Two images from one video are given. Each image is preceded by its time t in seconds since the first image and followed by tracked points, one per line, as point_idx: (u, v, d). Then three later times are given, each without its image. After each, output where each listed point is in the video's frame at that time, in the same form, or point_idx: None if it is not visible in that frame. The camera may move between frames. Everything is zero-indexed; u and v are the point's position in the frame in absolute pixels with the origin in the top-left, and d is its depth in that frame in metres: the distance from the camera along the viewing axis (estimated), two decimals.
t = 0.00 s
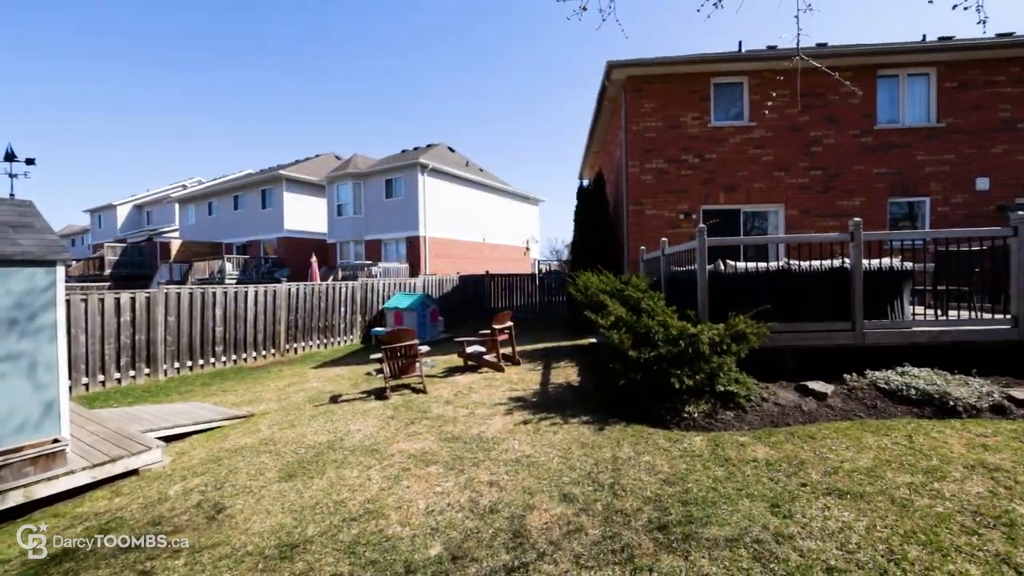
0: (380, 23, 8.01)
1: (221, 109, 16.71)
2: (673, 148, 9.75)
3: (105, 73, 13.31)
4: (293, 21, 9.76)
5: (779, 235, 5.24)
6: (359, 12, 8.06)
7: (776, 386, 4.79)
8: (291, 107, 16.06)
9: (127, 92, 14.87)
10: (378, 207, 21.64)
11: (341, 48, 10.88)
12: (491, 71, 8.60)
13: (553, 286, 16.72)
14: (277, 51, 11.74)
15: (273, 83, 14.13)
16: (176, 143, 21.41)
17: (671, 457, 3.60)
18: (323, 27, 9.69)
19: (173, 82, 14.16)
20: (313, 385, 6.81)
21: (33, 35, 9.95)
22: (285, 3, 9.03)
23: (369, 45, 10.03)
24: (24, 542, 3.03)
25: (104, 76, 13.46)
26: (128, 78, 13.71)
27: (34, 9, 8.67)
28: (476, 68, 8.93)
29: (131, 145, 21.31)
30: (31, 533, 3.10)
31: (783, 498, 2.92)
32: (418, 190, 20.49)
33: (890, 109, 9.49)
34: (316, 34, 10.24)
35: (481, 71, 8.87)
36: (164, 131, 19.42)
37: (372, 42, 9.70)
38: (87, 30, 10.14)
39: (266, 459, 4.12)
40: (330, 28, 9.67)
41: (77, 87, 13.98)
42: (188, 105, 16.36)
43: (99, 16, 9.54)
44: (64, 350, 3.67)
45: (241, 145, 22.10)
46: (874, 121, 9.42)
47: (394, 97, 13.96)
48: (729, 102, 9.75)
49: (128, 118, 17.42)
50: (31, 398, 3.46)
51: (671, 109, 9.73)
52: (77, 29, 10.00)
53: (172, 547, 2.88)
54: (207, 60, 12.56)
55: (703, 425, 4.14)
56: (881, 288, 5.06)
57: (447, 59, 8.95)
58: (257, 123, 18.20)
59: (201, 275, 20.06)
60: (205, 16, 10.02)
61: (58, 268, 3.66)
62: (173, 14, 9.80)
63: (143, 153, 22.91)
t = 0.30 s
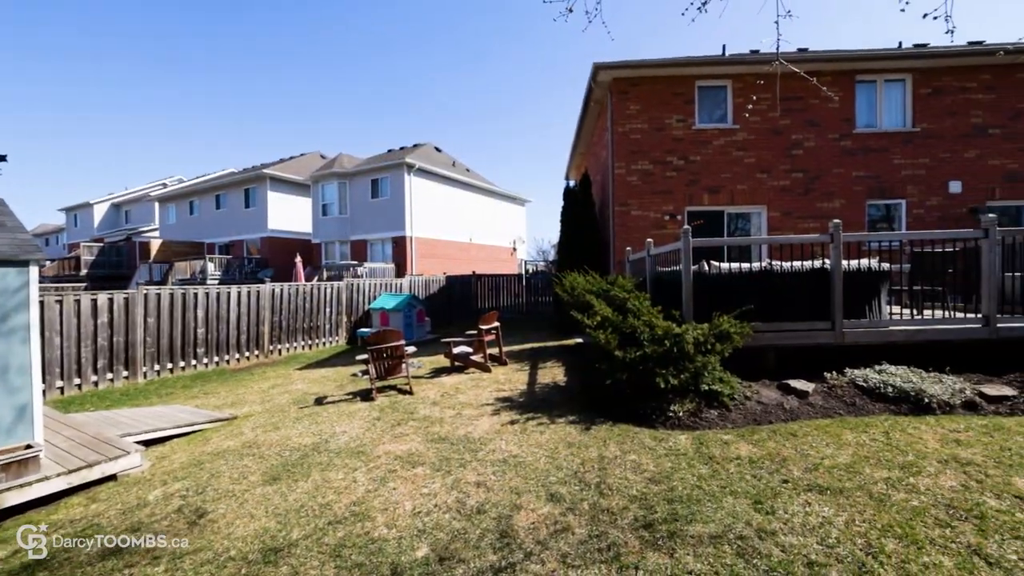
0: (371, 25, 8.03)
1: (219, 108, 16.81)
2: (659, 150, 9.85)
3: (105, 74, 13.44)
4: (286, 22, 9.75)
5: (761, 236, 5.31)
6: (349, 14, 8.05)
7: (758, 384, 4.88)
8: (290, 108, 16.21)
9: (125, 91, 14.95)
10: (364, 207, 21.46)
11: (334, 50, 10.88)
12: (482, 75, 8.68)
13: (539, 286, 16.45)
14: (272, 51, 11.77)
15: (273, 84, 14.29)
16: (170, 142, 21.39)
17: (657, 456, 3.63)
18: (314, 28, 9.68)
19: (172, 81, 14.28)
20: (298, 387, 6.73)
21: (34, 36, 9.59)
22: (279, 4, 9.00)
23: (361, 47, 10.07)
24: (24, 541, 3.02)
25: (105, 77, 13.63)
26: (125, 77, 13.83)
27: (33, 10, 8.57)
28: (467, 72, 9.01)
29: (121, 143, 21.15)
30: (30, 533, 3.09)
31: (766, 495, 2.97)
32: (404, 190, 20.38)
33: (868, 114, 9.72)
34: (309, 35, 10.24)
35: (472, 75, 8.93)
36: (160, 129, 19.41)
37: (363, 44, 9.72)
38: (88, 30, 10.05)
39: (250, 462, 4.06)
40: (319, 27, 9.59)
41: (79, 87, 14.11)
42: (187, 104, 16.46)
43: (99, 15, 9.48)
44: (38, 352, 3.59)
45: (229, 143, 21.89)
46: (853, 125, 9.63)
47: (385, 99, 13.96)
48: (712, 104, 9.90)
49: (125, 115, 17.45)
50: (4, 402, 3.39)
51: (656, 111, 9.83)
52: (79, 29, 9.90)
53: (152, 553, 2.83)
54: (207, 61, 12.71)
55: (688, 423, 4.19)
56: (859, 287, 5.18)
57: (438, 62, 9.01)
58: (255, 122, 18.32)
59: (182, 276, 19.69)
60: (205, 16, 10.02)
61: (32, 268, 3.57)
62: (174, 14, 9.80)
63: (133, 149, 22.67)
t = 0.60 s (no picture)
0: (360, 27, 8.07)
1: (216, 103, 16.90)
2: (644, 151, 9.93)
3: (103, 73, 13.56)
4: (276, 24, 9.85)
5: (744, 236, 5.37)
6: (337, 14, 8.09)
7: (741, 383, 4.95)
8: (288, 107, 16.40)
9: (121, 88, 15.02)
10: (349, 206, 21.25)
11: (326, 52, 11.00)
12: (470, 78, 8.74)
13: (527, 286, 16.41)
14: (265, 51, 11.85)
15: (272, 85, 14.51)
16: (168, 137, 21.45)
17: (642, 454, 3.67)
18: (305, 30, 9.78)
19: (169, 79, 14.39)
20: (282, 389, 6.64)
21: (33, 35, 9.76)
22: (270, 7, 9.06)
23: (353, 49, 10.18)
24: (23, 542, 3.02)
25: (104, 76, 13.73)
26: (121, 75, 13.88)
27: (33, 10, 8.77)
28: (455, 76, 9.07)
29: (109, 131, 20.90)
30: (31, 532, 3.09)
31: (749, 491, 3.02)
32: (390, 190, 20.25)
33: (846, 118, 9.93)
34: (299, 36, 10.30)
35: (460, 78, 8.99)
36: (156, 124, 19.45)
37: (354, 45, 9.80)
38: (88, 30, 10.29)
39: (232, 465, 4.00)
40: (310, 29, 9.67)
41: (76, 85, 14.18)
42: (184, 100, 16.55)
43: (100, 16, 9.79)
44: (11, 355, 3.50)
45: (224, 141, 21.98)
46: (832, 129, 9.83)
47: (375, 100, 13.99)
48: (697, 107, 10.05)
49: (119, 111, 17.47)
50: None
51: (641, 113, 9.92)
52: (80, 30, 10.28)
53: (130, 560, 2.78)
54: (208, 61, 12.90)
55: (674, 422, 4.24)
56: (838, 287, 5.29)
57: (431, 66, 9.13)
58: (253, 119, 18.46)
59: (162, 276, 19.33)
60: (201, 16, 10.11)
61: (4, 269, 3.48)
62: (174, 14, 9.96)
63: (131, 143, 22.74)
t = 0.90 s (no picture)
0: (350, 27, 8.11)
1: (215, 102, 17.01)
2: (630, 152, 10.00)
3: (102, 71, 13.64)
4: (266, 26, 9.92)
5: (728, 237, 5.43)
6: (326, 13, 8.09)
7: (726, 382, 5.01)
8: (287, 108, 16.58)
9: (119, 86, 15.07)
10: (334, 206, 21.04)
11: (322, 55, 11.06)
12: (460, 80, 8.81)
13: (513, 286, 16.21)
14: (258, 52, 11.88)
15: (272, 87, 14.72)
16: (165, 135, 21.56)
17: (628, 453, 3.69)
18: (297, 31, 9.77)
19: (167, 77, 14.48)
20: (266, 390, 6.55)
21: (33, 36, 9.95)
22: (260, 8, 9.07)
23: (347, 51, 10.29)
24: (25, 542, 3.01)
25: (104, 75, 14.04)
26: (114, 73, 13.92)
27: (33, 10, 8.89)
28: (445, 78, 9.13)
29: (97, 126, 20.70)
30: (31, 533, 3.07)
31: (732, 488, 3.06)
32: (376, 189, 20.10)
33: (827, 121, 10.13)
34: (289, 37, 10.30)
35: (448, 79, 9.04)
36: (155, 121, 19.55)
37: (344, 46, 9.84)
38: (88, 30, 10.44)
39: (214, 469, 3.93)
40: (301, 31, 9.70)
41: (72, 80, 14.20)
42: (181, 98, 16.63)
43: (100, 16, 9.88)
44: None
45: (209, 138, 21.70)
46: (813, 131, 10.01)
47: (363, 100, 13.99)
48: (682, 110, 10.17)
49: (114, 108, 17.46)
50: None
51: (627, 114, 9.99)
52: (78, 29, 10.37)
53: (108, 567, 2.71)
54: (208, 62, 13.07)
55: (659, 420, 4.27)
56: (819, 287, 5.39)
57: (427, 73, 9.29)
58: (251, 119, 18.59)
59: (141, 276, 18.75)
60: (201, 19, 10.20)
61: None
62: (172, 14, 9.99)
63: (131, 142, 23.04)
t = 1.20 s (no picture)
0: (343, 29, 8.16)
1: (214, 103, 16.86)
2: (617, 153, 10.06)
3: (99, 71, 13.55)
4: (258, 27, 9.92)
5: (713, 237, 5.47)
6: (318, 14, 8.10)
7: (711, 380, 5.07)
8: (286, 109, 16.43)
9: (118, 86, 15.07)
10: (319, 205, 20.80)
11: (316, 56, 11.07)
12: (450, 82, 8.85)
13: (499, 286, 16.16)
14: (250, 52, 11.87)
15: (273, 87, 14.62)
16: (157, 137, 21.37)
17: (615, 452, 3.71)
18: (290, 32, 9.74)
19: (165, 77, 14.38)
20: (249, 392, 6.45)
21: (33, 35, 10.10)
22: (252, 9, 9.06)
23: (340, 53, 10.27)
24: (23, 542, 2.99)
25: (104, 75, 13.94)
26: (111, 74, 13.90)
27: (33, 10, 9.00)
28: (435, 80, 9.17)
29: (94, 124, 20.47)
30: (31, 533, 3.07)
31: (717, 485, 3.09)
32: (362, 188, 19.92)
33: (808, 123, 10.31)
34: (281, 37, 10.27)
35: (439, 81, 9.08)
36: (157, 121, 19.48)
37: (336, 48, 9.85)
38: (88, 30, 10.49)
39: (195, 472, 3.85)
40: (293, 32, 9.68)
41: (70, 81, 14.23)
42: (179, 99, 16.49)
43: (100, 16, 9.89)
44: None
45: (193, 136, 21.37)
46: (795, 134, 10.17)
47: (353, 101, 13.98)
48: (668, 111, 10.27)
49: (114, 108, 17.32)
50: None
51: (614, 115, 10.05)
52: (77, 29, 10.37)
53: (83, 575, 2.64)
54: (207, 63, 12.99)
55: (645, 419, 4.30)
56: (800, 286, 5.48)
57: (420, 75, 9.34)
58: (252, 119, 18.42)
59: (120, 276, 18.25)
60: (198, 23, 10.27)
61: None
62: (173, 17, 10.04)
63: (127, 142, 22.90)
